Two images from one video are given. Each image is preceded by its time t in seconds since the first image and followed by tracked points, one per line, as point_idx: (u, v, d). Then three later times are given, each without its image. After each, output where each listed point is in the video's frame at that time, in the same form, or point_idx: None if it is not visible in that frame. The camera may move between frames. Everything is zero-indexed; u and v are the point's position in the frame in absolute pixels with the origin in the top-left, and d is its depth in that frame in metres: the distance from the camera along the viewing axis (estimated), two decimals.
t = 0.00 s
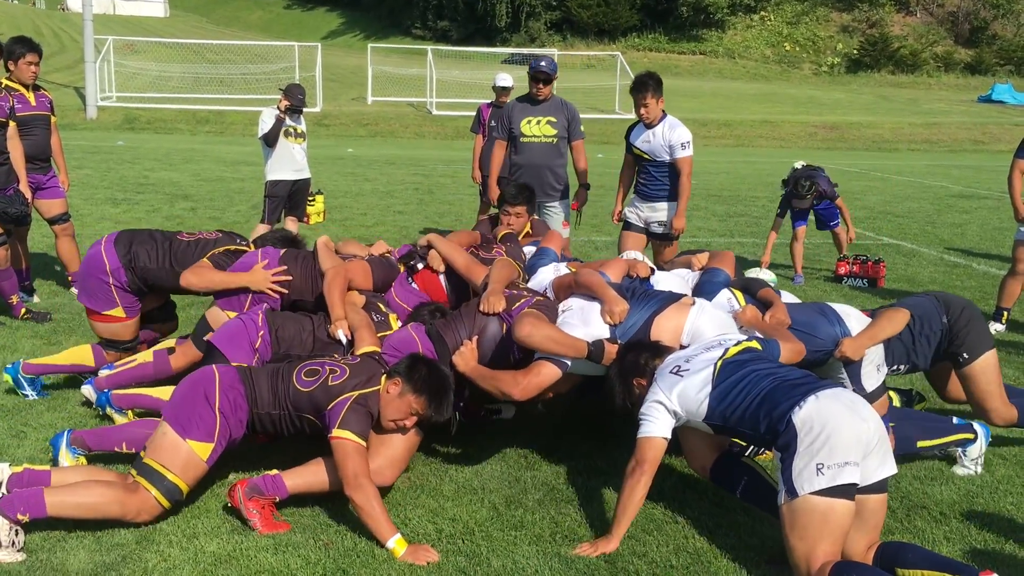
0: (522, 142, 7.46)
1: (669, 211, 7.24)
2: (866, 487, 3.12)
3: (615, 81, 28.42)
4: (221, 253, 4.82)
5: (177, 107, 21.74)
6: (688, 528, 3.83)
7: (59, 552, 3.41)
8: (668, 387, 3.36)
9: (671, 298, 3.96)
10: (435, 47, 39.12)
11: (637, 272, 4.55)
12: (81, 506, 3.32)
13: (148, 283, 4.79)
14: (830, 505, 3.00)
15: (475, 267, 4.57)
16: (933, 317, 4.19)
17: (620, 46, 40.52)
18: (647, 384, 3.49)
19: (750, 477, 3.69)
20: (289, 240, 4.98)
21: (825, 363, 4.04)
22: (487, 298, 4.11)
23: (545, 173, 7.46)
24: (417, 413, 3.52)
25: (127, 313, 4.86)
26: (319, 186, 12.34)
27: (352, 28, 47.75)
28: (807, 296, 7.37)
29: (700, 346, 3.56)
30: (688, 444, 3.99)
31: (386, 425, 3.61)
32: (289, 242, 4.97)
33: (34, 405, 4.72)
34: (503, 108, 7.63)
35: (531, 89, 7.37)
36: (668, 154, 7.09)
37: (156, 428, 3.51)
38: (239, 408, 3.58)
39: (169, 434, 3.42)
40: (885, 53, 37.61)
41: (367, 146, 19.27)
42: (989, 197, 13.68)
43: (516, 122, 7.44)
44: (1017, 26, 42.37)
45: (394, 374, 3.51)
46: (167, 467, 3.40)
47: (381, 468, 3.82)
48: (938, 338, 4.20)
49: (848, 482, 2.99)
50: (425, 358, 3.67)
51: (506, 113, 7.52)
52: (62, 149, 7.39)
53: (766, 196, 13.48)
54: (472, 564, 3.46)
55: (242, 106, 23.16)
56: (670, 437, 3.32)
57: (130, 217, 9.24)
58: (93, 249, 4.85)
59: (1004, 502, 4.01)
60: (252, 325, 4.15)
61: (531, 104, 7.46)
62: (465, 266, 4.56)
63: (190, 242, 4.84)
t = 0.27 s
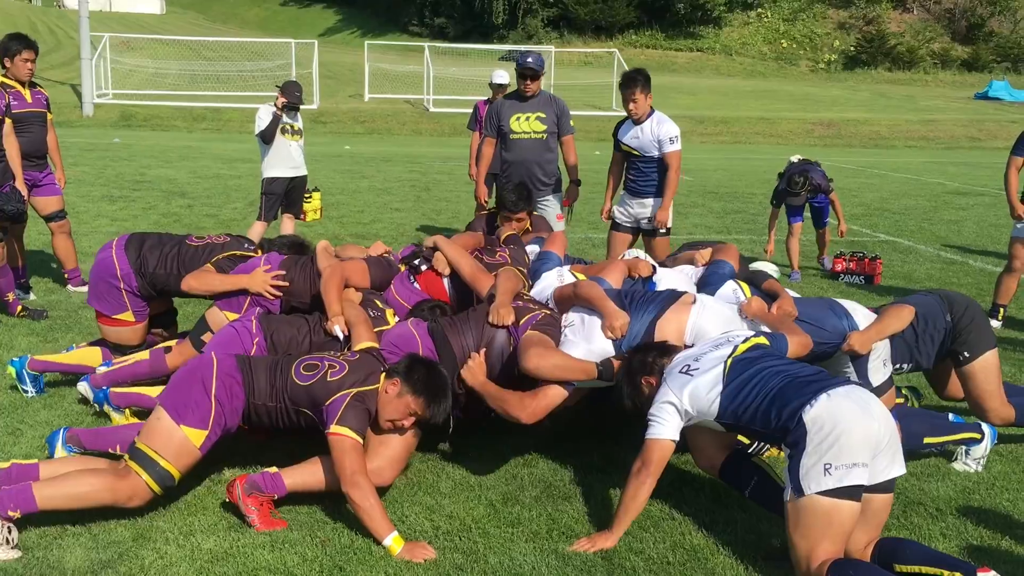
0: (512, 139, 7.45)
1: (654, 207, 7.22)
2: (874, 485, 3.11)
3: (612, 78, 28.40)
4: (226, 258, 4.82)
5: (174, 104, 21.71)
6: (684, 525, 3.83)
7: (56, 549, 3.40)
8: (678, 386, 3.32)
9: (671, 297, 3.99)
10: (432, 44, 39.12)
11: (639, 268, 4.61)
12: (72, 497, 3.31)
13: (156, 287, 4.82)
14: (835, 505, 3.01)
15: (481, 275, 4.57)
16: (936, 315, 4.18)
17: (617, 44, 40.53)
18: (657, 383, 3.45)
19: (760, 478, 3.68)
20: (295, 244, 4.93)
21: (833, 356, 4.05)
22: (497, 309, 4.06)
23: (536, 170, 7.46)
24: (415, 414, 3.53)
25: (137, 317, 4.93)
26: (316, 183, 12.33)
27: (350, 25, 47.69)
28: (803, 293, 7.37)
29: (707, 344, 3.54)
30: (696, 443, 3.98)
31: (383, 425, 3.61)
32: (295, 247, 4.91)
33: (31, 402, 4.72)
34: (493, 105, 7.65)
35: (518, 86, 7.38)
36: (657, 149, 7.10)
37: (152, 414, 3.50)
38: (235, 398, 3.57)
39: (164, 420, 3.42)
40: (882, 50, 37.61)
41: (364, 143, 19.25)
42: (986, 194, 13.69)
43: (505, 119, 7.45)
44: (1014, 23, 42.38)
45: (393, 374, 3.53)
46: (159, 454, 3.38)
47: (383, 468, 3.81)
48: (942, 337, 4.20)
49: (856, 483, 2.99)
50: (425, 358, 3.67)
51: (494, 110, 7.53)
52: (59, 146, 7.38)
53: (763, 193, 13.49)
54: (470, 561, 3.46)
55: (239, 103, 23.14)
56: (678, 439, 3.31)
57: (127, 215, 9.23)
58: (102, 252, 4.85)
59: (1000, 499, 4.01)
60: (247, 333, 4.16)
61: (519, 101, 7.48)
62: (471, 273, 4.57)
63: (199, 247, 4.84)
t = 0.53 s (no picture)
0: (509, 134, 7.47)
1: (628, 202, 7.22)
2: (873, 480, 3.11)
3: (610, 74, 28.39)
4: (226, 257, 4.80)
5: (171, 101, 21.68)
6: (682, 521, 3.84)
7: (53, 547, 3.40)
8: (675, 384, 3.33)
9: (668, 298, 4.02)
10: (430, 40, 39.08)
11: (637, 280, 4.44)
12: (60, 492, 3.29)
13: (159, 287, 4.81)
14: (834, 500, 3.01)
15: (479, 277, 4.52)
16: (931, 314, 4.18)
17: (614, 40, 40.50)
18: (653, 383, 3.46)
19: (755, 475, 3.68)
20: (295, 242, 4.90)
21: (829, 350, 4.06)
22: (489, 312, 4.06)
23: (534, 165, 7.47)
24: (414, 407, 3.53)
25: (138, 316, 4.92)
26: (314, 180, 12.32)
27: (347, 21, 47.62)
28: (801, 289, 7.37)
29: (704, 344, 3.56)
30: (692, 443, 4.00)
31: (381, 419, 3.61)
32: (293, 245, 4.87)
33: (29, 399, 4.72)
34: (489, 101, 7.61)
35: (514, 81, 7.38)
36: (634, 144, 7.08)
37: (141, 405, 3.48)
38: (228, 390, 3.56)
39: (155, 412, 3.41)
40: (879, 47, 37.61)
41: (362, 140, 19.24)
42: (983, 190, 13.70)
43: (502, 115, 7.43)
44: (1011, 19, 42.37)
45: (391, 367, 3.53)
46: (146, 441, 3.38)
47: (379, 466, 3.81)
48: (936, 335, 4.21)
49: (856, 478, 3.00)
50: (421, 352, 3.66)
51: (491, 106, 7.50)
52: (55, 143, 7.36)
53: (761, 190, 13.48)
54: (468, 558, 3.46)
55: (236, 100, 23.11)
56: (676, 436, 3.29)
57: (124, 212, 9.22)
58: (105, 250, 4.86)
59: (997, 494, 4.02)
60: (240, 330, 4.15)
61: (516, 96, 7.45)
62: (470, 274, 4.54)
63: (202, 245, 4.84)
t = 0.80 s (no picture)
0: (512, 133, 7.43)
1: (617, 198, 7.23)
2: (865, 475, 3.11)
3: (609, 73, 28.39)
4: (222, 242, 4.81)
5: (168, 100, 21.66)
6: (680, 518, 3.84)
7: (52, 546, 3.40)
8: (666, 384, 3.33)
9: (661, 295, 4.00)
10: (428, 39, 39.05)
11: (628, 277, 4.63)
12: (62, 501, 3.30)
13: (158, 278, 4.85)
14: (829, 496, 3.01)
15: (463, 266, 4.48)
16: (911, 307, 4.24)
17: (613, 38, 40.48)
18: (644, 382, 3.45)
19: (748, 472, 3.69)
20: (296, 232, 4.81)
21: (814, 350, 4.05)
22: (482, 315, 4.07)
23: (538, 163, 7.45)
24: (406, 409, 3.53)
25: (138, 308, 4.93)
26: (312, 179, 12.32)
27: (345, 20, 47.61)
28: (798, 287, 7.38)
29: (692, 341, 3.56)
30: (686, 442, 4.03)
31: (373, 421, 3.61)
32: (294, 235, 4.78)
33: (27, 397, 4.71)
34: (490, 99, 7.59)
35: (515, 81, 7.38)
36: (625, 141, 7.10)
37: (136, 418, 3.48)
38: (220, 400, 3.55)
39: (150, 424, 3.41)
40: (877, 45, 37.61)
41: (360, 139, 19.23)
42: (981, 188, 13.70)
43: (504, 114, 7.42)
44: (1009, 16, 42.36)
45: (381, 370, 3.52)
46: (145, 456, 3.39)
47: (375, 467, 3.81)
48: (917, 329, 4.24)
49: (848, 472, 3.00)
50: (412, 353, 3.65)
51: (493, 105, 7.48)
52: (53, 142, 7.36)
53: (759, 188, 13.48)
54: (467, 555, 3.46)
55: (234, 98, 23.10)
56: (668, 433, 3.29)
57: (123, 211, 9.22)
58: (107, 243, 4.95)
59: (995, 491, 4.02)
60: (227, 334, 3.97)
61: (517, 95, 7.45)
62: (453, 265, 4.50)
63: (200, 234, 4.89)
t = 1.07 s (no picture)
0: (515, 131, 7.43)
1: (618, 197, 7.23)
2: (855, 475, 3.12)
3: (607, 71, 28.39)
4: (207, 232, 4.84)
5: (166, 99, 21.65)
6: (678, 517, 3.84)
7: (51, 545, 3.40)
8: (655, 384, 3.34)
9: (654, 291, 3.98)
10: (427, 37, 39.03)
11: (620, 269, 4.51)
12: (65, 500, 3.28)
13: (144, 269, 4.85)
14: (819, 493, 3.01)
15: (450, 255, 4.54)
16: (897, 290, 4.44)
17: (611, 37, 40.48)
18: (635, 381, 3.47)
19: (742, 470, 3.71)
20: (279, 227, 4.79)
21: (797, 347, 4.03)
22: (477, 315, 4.11)
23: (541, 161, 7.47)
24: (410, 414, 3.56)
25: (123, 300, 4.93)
26: (310, 178, 12.32)
27: (343, 19, 47.60)
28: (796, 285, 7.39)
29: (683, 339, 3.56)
30: (682, 439, 4.06)
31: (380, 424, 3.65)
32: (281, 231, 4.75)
33: (25, 397, 4.71)
34: (491, 99, 7.60)
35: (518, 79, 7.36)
36: (624, 139, 7.09)
37: (144, 415, 3.49)
38: (229, 407, 3.58)
39: (159, 425, 3.41)
40: (875, 43, 37.61)
41: (358, 137, 19.24)
42: (979, 186, 13.71)
43: (507, 112, 7.43)
44: (1007, 15, 42.38)
45: (385, 377, 3.54)
46: (151, 457, 3.40)
47: (370, 467, 3.82)
48: (902, 314, 4.42)
49: (837, 471, 3.00)
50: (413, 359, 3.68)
51: (495, 104, 7.49)
52: (51, 141, 7.36)
53: (757, 186, 13.49)
54: (465, 554, 3.46)
55: (233, 98, 23.09)
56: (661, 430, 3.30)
57: (121, 210, 9.22)
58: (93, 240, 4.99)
59: (993, 489, 4.02)
60: (218, 330, 3.93)
61: (519, 94, 7.46)
62: (439, 258, 4.54)
63: (182, 224, 4.90)
